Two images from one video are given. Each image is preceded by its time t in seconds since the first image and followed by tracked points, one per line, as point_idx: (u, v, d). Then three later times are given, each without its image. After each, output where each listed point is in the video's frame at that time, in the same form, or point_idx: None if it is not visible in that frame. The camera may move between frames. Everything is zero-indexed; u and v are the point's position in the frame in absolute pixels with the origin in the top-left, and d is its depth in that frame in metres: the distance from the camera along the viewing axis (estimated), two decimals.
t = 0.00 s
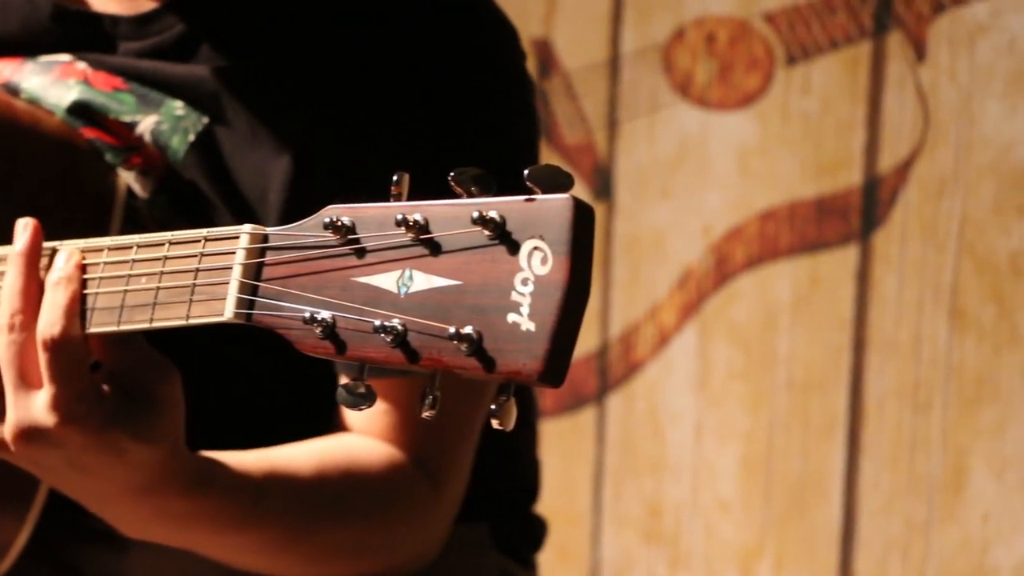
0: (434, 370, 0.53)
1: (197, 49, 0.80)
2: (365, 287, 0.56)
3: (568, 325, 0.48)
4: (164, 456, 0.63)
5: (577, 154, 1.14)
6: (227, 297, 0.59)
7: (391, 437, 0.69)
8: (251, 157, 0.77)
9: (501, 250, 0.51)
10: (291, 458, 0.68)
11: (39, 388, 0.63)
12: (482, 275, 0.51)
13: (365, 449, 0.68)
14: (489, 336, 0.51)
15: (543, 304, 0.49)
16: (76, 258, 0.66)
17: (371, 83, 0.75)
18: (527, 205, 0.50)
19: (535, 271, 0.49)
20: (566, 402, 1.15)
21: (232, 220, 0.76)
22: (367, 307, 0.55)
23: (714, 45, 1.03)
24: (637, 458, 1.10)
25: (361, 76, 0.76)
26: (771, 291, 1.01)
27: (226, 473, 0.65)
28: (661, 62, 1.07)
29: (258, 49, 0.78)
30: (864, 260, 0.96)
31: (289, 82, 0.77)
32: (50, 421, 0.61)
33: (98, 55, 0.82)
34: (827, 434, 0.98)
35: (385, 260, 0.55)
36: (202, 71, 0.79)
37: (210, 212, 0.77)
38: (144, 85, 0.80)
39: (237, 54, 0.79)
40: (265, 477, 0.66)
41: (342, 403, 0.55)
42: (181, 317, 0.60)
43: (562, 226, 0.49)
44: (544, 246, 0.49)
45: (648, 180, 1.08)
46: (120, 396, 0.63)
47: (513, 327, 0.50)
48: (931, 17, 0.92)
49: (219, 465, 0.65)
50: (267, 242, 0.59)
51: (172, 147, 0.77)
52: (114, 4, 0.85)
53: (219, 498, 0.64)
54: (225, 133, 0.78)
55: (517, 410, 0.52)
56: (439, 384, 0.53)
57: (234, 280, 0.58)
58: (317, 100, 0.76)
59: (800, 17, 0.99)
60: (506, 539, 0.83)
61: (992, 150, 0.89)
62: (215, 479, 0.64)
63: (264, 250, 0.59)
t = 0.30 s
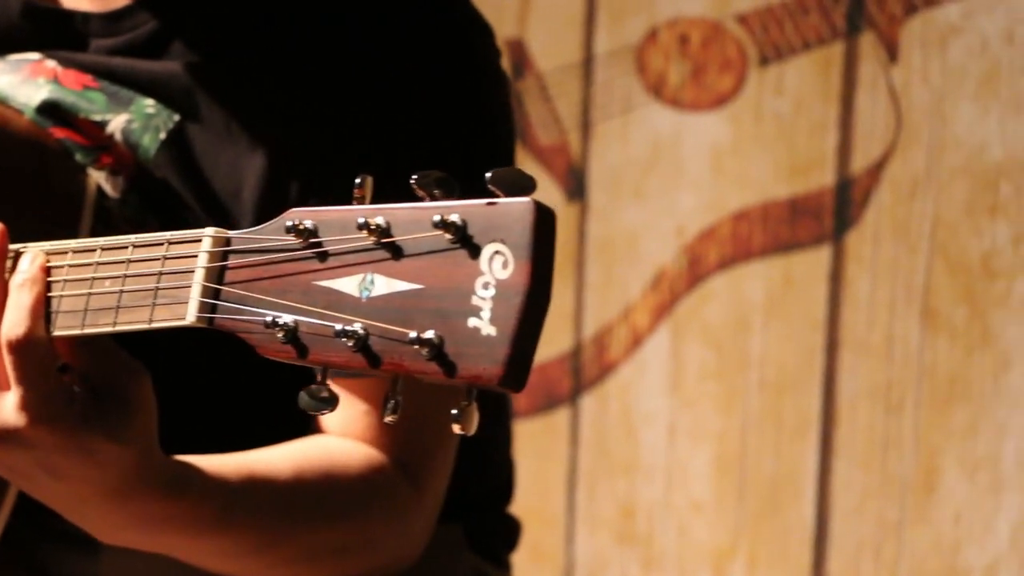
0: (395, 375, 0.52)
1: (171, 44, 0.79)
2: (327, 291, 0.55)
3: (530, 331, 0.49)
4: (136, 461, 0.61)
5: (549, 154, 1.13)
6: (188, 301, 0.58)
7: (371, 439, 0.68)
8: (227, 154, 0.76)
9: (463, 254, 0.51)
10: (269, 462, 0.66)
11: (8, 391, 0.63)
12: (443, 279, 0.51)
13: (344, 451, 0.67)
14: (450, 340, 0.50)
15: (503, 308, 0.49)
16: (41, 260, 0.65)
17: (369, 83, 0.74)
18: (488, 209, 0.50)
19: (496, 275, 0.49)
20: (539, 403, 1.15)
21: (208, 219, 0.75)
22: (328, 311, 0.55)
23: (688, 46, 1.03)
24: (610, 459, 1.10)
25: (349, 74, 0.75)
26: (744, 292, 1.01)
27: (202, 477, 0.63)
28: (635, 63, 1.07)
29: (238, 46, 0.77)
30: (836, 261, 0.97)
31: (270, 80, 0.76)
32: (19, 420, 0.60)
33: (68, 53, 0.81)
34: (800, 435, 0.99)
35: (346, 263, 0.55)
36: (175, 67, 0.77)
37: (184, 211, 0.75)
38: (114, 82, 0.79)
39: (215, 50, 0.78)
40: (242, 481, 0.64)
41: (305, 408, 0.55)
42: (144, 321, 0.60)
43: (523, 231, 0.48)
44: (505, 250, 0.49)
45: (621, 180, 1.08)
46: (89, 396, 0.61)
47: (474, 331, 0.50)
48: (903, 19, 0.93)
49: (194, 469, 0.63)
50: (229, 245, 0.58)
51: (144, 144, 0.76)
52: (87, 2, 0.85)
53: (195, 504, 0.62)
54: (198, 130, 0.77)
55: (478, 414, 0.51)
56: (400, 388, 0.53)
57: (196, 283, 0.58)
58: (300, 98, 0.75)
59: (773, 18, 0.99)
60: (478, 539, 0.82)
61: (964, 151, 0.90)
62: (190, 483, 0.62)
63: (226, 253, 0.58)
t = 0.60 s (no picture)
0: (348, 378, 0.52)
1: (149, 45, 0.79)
2: (282, 293, 0.55)
3: (489, 331, 0.49)
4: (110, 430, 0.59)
5: (524, 155, 1.13)
6: (144, 304, 0.57)
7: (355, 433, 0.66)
8: (203, 156, 0.75)
9: (415, 256, 0.51)
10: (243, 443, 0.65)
11: None
12: (396, 281, 0.51)
13: (321, 441, 0.65)
14: (403, 343, 0.50)
15: (454, 311, 0.49)
16: None
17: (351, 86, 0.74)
18: (439, 211, 0.49)
19: (448, 277, 0.49)
20: (514, 403, 1.15)
21: (184, 224, 0.74)
22: (283, 313, 0.54)
23: (661, 47, 1.04)
24: (584, 459, 1.10)
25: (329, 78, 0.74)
26: (716, 292, 1.02)
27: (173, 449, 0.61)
28: (608, 64, 1.07)
29: (219, 49, 0.77)
30: (808, 262, 0.97)
31: (249, 83, 0.76)
32: None
33: (40, 53, 0.80)
34: (773, 435, 0.99)
35: (301, 266, 0.54)
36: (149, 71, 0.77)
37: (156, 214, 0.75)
38: (87, 84, 0.78)
39: (193, 53, 0.78)
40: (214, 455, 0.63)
41: (259, 412, 0.54)
42: (100, 323, 0.58)
43: (475, 233, 0.48)
44: (458, 253, 0.49)
45: (595, 181, 1.08)
46: (65, 373, 0.59)
47: (425, 333, 0.50)
48: (874, 21, 0.93)
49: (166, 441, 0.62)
50: (185, 247, 0.58)
51: (116, 147, 0.75)
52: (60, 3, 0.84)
53: (165, 473, 0.60)
54: (172, 132, 0.77)
55: (432, 417, 0.50)
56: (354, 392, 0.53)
57: (151, 285, 0.57)
58: (279, 102, 0.75)
59: (745, 20, 0.99)
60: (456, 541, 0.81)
61: (934, 152, 0.91)
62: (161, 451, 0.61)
63: (182, 255, 0.58)
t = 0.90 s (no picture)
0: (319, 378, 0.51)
1: (122, 42, 0.76)
2: (252, 292, 0.53)
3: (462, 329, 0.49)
4: (57, 422, 0.57)
5: (494, 154, 1.11)
6: (113, 302, 0.55)
7: (313, 432, 0.65)
8: (174, 158, 0.73)
9: (386, 255, 0.50)
10: (198, 436, 0.63)
11: None
12: (368, 281, 0.50)
13: (279, 438, 0.64)
14: (374, 342, 0.50)
15: (427, 310, 0.49)
16: None
17: (322, 84, 0.72)
18: (411, 211, 0.49)
19: (420, 275, 0.49)
20: (487, 405, 1.12)
21: (149, 223, 0.72)
22: (254, 313, 0.53)
23: (635, 46, 1.03)
24: (558, 460, 1.09)
25: (311, 81, 0.73)
26: (688, 289, 1.02)
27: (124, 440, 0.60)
28: (581, 63, 1.06)
29: (196, 47, 0.75)
30: (781, 263, 0.98)
31: (227, 83, 0.74)
32: None
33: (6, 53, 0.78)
34: (747, 436, 1.00)
35: (272, 265, 0.53)
36: (120, 71, 0.75)
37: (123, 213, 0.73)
38: (56, 85, 0.74)
39: (167, 51, 0.75)
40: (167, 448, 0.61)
41: (231, 412, 0.56)
42: (68, 323, 0.55)
43: (448, 231, 0.48)
44: (430, 252, 0.49)
45: (569, 181, 1.07)
46: (12, 363, 0.57)
47: (396, 333, 0.49)
48: (848, 21, 0.95)
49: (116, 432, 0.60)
50: (154, 246, 0.56)
51: (86, 148, 0.71)
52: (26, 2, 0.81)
53: (115, 466, 0.59)
54: (141, 134, 0.74)
55: (404, 417, 0.50)
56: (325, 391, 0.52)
57: (120, 284, 0.55)
58: (258, 103, 0.73)
59: (718, 18, 0.99)
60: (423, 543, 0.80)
61: (906, 153, 0.93)
62: (110, 441, 0.59)
63: (151, 254, 0.55)
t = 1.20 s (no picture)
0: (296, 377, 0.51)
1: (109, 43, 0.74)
2: (228, 291, 0.53)
3: (432, 329, 0.48)
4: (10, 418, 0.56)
5: (461, 154, 1.11)
6: (87, 301, 0.54)
7: (268, 433, 0.64)
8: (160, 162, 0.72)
9: (364, 253, 0.50)
10: (152, 430, 0.63)
11: None
12: (346, 279, 0.50)
13: (235, 435, 0.64)
14: (352, 340, 0.50)
15: (406, 309, 0.48)
16: None
17: (294, 85, 0.71)
18: (389, 209, 0.48)
19: (399, 274, 0.48)
20: (455, 406, 1.12)
21: (109, 221, 0.72)
22: (230, 312, 0.52)
23: (603, 46, 1.03)
24: (526, 460, 1.09)
25: (303, 83, 0.71)
26: (657, 289, 1.02)
27: (76, 433, 0.59)
28: (548, 63, 1.06)
29: (186, 47, 0.73)
30: (749, 262, 0.98)
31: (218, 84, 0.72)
32: None
33: None
34: (715, 436, 1.00)
35: (248, 263, 0.52)
36: (84, 74, 0.74)
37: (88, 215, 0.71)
38: (21, 87, 0.74)
39: (151, 52, 0.73)
40: (121, 442, 0.61)
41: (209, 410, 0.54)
42: (41, 323, 0.55)
43: (427, 229, 0.48)
44: (408, 250, 0.48)
45: (536, 181, 1.07)
46: None
47: (375, 332, 0.49)
48: (815, 21, 0.95)
49: (68, 425, 0.60)
50: (129, 244, 0.55)
51: (51, 149, 0.72)
52: None
53: (67, 459, 0.59)
54: (107, 136, 0.73)
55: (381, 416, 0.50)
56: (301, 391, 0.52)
57: (94, 283, 0.54)
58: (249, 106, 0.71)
59: (685, 18, 1.00)
60: (387, 542, 0.80)
61: (873, 152, 0.94)
62: (61, 434, 0.59)
63: (126, 253, 0.55)
